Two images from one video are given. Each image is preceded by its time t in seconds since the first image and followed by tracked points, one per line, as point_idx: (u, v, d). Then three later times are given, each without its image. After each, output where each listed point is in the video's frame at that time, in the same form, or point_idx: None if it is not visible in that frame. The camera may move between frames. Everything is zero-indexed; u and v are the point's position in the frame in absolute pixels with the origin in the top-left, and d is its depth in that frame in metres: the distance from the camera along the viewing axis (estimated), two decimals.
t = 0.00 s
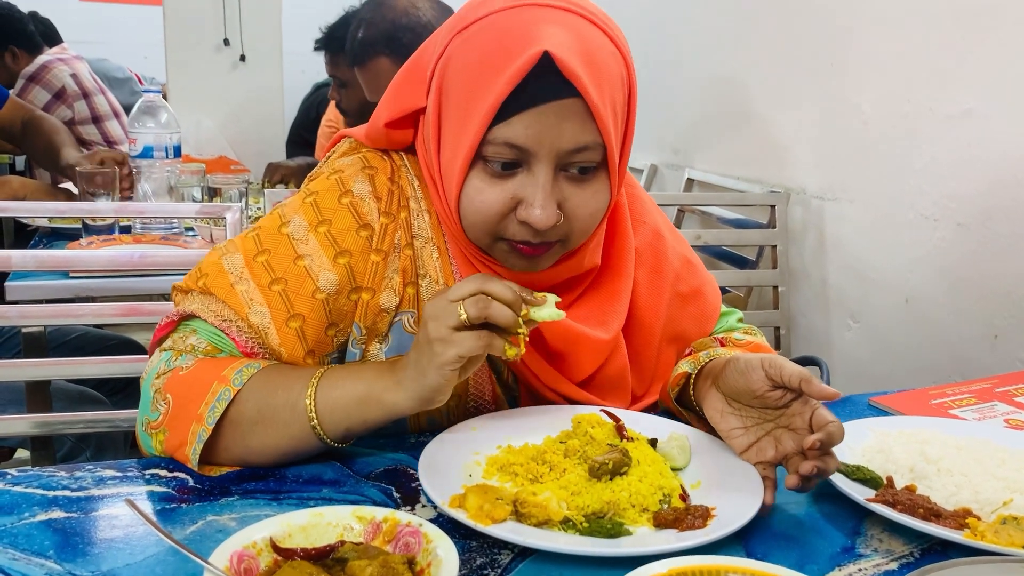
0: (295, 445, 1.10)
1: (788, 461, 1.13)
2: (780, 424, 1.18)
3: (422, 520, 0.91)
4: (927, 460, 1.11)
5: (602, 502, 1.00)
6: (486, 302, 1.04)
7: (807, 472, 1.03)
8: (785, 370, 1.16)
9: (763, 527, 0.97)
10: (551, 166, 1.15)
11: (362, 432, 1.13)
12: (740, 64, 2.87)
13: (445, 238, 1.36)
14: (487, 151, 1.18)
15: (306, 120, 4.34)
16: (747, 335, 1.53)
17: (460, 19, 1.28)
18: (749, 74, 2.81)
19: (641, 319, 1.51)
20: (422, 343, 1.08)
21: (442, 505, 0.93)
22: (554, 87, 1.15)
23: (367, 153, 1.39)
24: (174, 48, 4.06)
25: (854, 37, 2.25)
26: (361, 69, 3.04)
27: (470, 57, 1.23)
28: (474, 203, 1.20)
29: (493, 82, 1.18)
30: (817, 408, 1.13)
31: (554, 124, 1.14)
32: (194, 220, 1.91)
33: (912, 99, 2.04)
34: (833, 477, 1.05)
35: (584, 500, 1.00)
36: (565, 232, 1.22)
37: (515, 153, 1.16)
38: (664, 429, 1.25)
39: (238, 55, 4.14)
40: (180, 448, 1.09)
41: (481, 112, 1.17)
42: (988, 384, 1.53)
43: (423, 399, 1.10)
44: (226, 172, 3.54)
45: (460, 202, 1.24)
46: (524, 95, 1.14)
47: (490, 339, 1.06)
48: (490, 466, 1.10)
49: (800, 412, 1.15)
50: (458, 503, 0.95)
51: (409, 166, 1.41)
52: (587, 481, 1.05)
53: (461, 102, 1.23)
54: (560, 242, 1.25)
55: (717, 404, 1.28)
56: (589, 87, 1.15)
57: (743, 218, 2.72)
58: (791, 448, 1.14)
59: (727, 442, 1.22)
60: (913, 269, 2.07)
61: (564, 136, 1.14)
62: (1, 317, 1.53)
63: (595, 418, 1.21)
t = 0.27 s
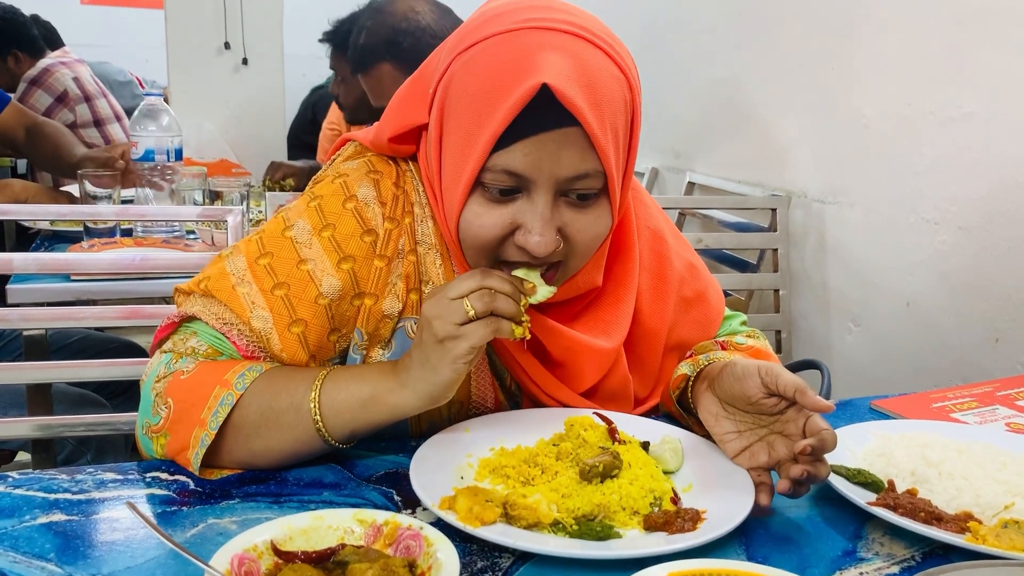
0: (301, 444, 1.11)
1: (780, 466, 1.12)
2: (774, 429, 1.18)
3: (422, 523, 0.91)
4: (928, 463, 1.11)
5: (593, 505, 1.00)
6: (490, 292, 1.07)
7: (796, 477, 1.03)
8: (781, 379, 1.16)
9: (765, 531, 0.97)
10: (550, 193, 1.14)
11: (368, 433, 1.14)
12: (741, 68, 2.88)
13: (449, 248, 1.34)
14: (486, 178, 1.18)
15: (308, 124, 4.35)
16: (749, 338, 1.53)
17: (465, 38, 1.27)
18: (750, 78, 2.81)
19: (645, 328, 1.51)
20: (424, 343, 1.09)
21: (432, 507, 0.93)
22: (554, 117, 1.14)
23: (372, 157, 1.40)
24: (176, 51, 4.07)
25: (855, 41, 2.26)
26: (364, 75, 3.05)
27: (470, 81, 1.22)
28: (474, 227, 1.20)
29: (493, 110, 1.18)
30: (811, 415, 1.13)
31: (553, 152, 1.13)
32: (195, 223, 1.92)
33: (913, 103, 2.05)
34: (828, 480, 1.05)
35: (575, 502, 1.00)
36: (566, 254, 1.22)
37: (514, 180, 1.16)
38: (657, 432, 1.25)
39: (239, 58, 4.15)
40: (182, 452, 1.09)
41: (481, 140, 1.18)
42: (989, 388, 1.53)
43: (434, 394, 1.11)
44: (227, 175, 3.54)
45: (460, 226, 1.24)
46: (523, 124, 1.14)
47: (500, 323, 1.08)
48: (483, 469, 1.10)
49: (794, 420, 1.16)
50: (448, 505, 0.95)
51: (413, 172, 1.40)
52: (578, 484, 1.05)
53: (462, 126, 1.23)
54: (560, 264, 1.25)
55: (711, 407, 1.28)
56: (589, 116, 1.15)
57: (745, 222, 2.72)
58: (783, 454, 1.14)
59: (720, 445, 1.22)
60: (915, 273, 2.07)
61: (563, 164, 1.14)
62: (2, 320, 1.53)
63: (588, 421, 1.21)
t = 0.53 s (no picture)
0: (300, 445, 1.11)
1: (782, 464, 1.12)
2: (774, 428, 1.18)
3: (421, 524, 0.90)
4: (928, 464, 1.11)
5: (593, 506, 0.99)
6: (488, 288, 1.08)
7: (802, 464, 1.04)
8: (779, 379, 1.16)
9: (766, 532, 0.97)
10: (543, 203, 1.15)
11: (369, 432, 1.15)
12: (741, 69, 2.88)
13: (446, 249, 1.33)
14: (479, 186, 1.18)
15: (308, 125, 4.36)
16: (749, 340, 1.53)
17: (463, 44, 1.26)
18: (751, 79, 2.81)
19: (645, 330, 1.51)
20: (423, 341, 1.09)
21: (432, 508, 0.93)
22: (548, 128, 1.14)
23: (371, 159, 1.40)
24: (177, 53, 4.07)
25: (855, 42, 2.26)
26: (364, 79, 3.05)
27: (466, 87, 1.22)
28: (465, 232, 1.20)
29: (486, 118, 1.18)
30: (810, 412, 1.13)
31: (546, 162, 1.14)
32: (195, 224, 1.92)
33: (914, 104, 2.05)
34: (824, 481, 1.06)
35: (575, 503, 1.00)
36: (558, 261, 1.22)
37: (507, 188, 1.16)
38: (657, 433, 1.25)
39: (233, 59, 4.14)
40: (182, 453, 1.09)
41: (474, 148, 1.18)
42: (990, 389, 1.53)
43: (433, 391, 1.10)
44: (228, 176, 3.54)
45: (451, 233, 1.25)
46: (517, 134, 1.14)
47: (497, 316, 1.09)
48: (482, 470, 1.10)
49: (793, 417, 1.16)
50: (448, 506, 0.95)
51: (412, 173, 1.40)
52: (577, 485, 1.05)
53: (456, 132, 1.23)
54: (554, 270, 1.25)
55: (711, 408, 1.28)
56: (583, 127, 1.15)
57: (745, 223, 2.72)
58: (785, 451, 1.13)
59: (722, 446, 1.22)
60: (915, 274, 2.06)
61: (556, 174, 1.14)
62: (3, 321, 1.53)
63: (587, 422, 1.21)
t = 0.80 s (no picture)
0: (300, 445, 1.11)
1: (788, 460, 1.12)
2: (778, 424, 1.18)
3: (421, 525, 0.90)
4: (929, 465, 1.11)
5: (593, 506, 0.99)
6: (484, 287, 1.07)
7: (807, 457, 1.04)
8: (780, 374, 1.16)
9: (767, 533, 0.97)
10: (540, 200, 1.15)
11: (369, 431, 1.14)
12: (741, 70, 2.88)
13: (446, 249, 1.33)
14: (475, 184, 1.18)
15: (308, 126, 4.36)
16: (750, 340, 1.53)
17: (459, 43, 1.26)
18: (751, 80, 2.81)
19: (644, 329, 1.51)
20: (422, 339, 1.09)
21: (432, 509, 0.93)
22: (543, 124, 1.14)
23: (370, 159, 1.40)
24: (177, 54, 4.08)
25: (856, 42, 2.26)
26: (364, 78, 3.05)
27: (463, 85, 1.22)
28: (463, 231, 1.20)
29: (482, 116, 1.18)
30: (813, 406, 1.13)
31: (542, 159, 1.14)
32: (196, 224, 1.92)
33: (914, 104, 2.05)
34: (826, 477, 1.07)
35: (575, 504, 1.00)
36: (556, 260, 1.22)
37: (503, 187, 1.16)
38: (657, 433, 1.25)
39: (228, 60, 4.13)
40: (183, 453, 1.09)
41: (470, 145, 1.17)
42: (991, 389, 1.53)
43: (433, 389, 1.10)
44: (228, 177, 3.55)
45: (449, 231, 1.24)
46: (513, 130, 1.14)
47: (494, 316, 1.08)
48: (483, 470, 1.10)
49: (796, 412, 1.16)
50: (448, 507, 0.95)
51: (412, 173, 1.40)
52: (577, 486, 1.05)
53: (453, 130, 1.23)
54: (551, 268, 1.25)
55: (714, 408, 1.28)
56: (579, 124, 1.15)
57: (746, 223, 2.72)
58: (791, 446, 1.13)
59: (727, 446, 1.22)
60: (916, 274, 2.06)
61: (552, 172, 1.14)
62: (3, 322, 1.52)
63: (587, 423, 1.20)
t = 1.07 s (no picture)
0: (297, 452, 1.10)
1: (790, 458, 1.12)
2: (780, 423, 1.18)
3: (421, 524, 0.90)
4: (929, 464, 1.11)
5: (593, 506, 0.99)
6: (497, 320, 1.05)
7: (807, 452, 1.04)
8: (781, 372, 1.16)
9: (765, 533, 0.97)
10: (543, 188, 1.15)
11: (363, 440, 1.13)
12: (741, 70, 2.88)
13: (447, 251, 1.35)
14: (480, 173, 1.18)
15: (309, 126, 4.35)
16: (750, 340, 1.53)
17: (456, 37, 1.27)
18: (751, 80, 2.81)
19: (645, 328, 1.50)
20: (430, 355, 1.08)
21: (432, 509, 0.93)
22: (545, 110, 1.15)
23: (371, 159, 1.40)
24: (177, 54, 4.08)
25: (856, 42, 2.26)
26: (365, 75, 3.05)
27: (463, 76, 1.22)
28: (468, 223, 1.20)
29: (484, 105, 1.18)
30: (813, 403, 1.13)
31: (545, 146, 1.14)
32: (195, 224, 1.92)
33: (914, 104, 2.05)
34: (826, 475, 1.06)
35: (575, 503, 1.00)
36: (559, 253, 1.21)
37: (507, 175, 1.16)
38: (657, 433, 1.25)
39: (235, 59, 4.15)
40: (181, 454, 1.09)
41: (474, 133, 1.18)
42: (990, 389, 1.53)
43: (432, 408, 1.09)
44: (229, 177, 3.55)
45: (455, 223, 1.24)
46: (516, 116, 1.15)
47: (497, 355, 1.05)
48: (483, 469, 1.10)
49: (797, 410, 1.15)
50: (448, 507, 0.94)
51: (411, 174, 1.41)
52: (577, 485, 1.05)
53: (455, 121, 1.23)
54: (555, 264, 1.24)
55: (715, 409, 1.27)
56: (580, 110, 1.15)
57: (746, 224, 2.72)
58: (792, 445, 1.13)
59: (729, 447, 1.22)
60: (916, 274, 2.06)
61: (555, 159, 1.14)
62: (2, 322, 1.52)
63: (588, 422, 1.20)
